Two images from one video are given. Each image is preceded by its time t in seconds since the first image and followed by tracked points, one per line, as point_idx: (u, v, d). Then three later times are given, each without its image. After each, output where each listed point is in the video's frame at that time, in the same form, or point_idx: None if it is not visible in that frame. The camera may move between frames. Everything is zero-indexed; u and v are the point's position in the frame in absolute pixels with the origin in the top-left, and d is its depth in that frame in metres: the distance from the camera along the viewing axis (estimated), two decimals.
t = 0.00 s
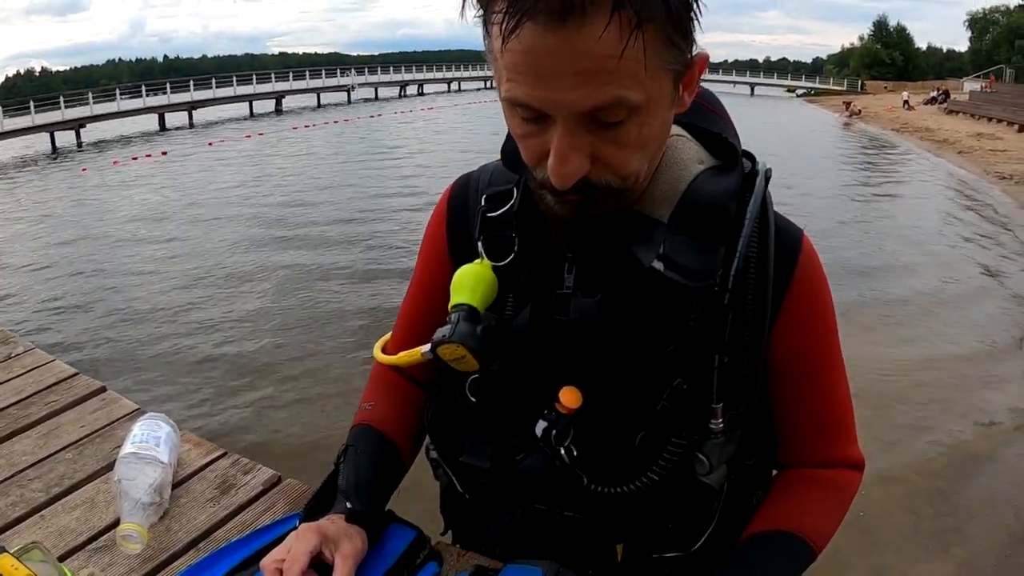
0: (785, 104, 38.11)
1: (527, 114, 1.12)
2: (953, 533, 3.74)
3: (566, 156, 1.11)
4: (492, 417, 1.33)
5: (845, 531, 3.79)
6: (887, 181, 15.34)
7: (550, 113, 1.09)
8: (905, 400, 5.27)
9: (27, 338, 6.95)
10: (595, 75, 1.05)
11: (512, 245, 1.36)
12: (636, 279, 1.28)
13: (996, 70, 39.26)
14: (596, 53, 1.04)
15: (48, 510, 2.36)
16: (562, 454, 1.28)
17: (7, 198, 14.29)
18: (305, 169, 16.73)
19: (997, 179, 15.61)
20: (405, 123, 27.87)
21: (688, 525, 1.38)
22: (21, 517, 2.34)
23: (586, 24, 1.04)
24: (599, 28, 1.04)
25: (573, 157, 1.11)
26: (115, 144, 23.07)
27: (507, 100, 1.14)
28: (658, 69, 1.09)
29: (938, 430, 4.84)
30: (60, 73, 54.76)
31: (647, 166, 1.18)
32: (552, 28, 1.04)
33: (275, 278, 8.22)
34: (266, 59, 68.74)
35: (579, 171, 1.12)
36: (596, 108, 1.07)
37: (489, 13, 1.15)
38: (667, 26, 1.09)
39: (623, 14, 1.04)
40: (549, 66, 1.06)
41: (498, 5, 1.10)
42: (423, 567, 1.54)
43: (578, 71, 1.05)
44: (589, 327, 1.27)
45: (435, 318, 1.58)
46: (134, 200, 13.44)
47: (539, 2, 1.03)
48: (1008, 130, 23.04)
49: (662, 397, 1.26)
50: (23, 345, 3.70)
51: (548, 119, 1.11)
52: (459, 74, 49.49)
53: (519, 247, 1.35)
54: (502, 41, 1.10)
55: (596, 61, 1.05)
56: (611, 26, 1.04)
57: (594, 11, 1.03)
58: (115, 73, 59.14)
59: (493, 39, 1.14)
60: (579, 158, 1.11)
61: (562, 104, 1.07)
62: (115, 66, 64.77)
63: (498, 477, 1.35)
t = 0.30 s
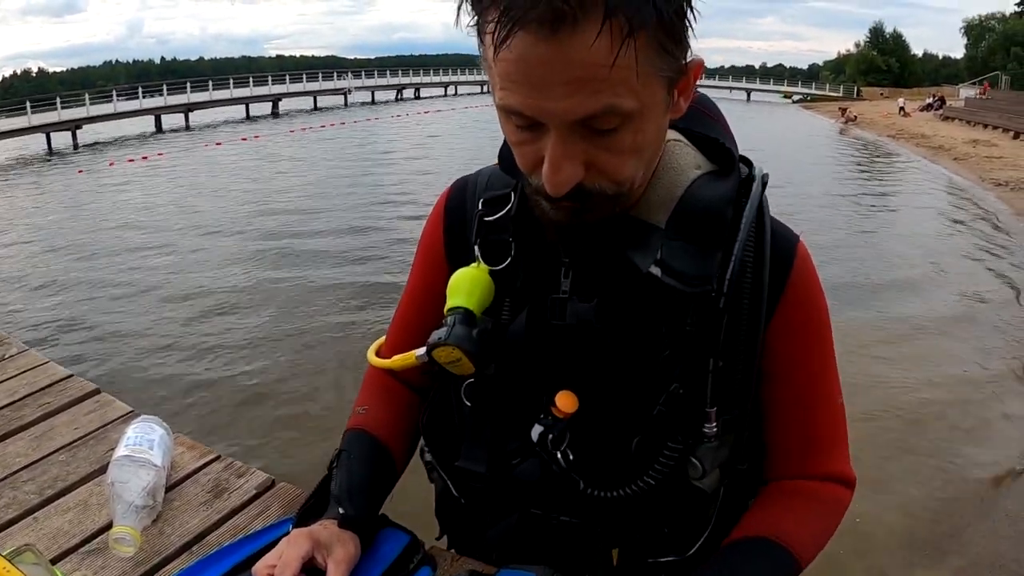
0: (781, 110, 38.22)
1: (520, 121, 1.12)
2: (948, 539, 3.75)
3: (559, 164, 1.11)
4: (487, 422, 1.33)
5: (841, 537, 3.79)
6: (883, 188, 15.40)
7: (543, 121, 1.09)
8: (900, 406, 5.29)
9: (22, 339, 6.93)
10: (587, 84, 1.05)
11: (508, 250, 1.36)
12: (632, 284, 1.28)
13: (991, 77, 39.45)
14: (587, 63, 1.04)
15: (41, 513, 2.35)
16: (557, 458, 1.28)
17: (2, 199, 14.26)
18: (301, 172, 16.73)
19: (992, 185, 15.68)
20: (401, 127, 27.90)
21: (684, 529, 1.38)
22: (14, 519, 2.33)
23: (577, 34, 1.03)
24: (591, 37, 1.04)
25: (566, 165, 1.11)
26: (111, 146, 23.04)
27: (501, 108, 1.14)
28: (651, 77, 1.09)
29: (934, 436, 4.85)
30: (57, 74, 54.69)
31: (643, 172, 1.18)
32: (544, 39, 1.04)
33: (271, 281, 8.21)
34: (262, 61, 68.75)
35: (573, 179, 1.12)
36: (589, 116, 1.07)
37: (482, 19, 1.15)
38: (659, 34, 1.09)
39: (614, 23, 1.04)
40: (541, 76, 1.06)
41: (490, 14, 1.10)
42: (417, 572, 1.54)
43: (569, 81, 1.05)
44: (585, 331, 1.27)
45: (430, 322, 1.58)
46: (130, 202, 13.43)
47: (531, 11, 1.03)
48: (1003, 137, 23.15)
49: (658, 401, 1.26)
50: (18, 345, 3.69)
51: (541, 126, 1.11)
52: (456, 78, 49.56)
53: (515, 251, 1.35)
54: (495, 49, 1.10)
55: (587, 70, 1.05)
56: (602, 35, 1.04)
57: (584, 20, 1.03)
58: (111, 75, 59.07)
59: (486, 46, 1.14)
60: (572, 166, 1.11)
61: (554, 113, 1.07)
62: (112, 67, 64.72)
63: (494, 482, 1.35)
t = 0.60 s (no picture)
0: (780, 111, 38.25)
1: (507, 115, 1.13)
2: (946, 539, 3.76)
3: (546, 156, 1.11)
4: (483, 419, 1.34)
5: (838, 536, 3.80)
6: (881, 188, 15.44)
7: (528, 113, 1.10)
8: (898, 406, 5.29)
9: (20, 338, 6.93)
10: (569, 73, 1.06)
11: (504, 247, 1.37)
12: (627, 279, 1.28)
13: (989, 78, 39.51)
14: (568, 53, 1.05)
15: (40, 510, 2.35)
16: (553, 455, 1.29)
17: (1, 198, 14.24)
18: (300, 172, 16.75)
19: (991, 186, 15.70)
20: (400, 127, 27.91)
21: (680, 526, 1.39)
22: (13, 517, 2.34)
23: (559, 25, 1.05)
24: (572, 27, 1.05)
25: (553, 157, 1.11)
26: (110, 145, 23.01)
27: (488, 102, 1.15)
28: (635, 67, 1.10)
29: (932, 436, 4.86)
30: (55, 73, 54.62)
31: (632, 164, 1.18)
32: (526, 30, 1.05)
33: (269, 280, 8.20)
34: (261, 60, 68.69)
35: (559, 171, 1.12)
36: (573, 106, 1.07)
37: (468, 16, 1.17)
38: (641, 26, 1.10)
39: (596, 12, 1.06)
40: (524, 67, 1.07)
41: (476, 9, 1.12)
42: (414, 570, 1.54)
43: (552, 71, 1.06)
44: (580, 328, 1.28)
45: (426, 319, 1.58)
46: (129, 201, 13.42)
47: (514, 4, 1.05)
48: (1002, 138, 23.19)
49: (652, 397, 1.27)
50: (16, 344, 3.70)
51: (527, 119, 1.12)
52: (455, 78, 49.55)
53: (510, 248, 1.36)
54: (480, 42, 1.12)
55: (569, 62, 1.06)
56: (584, 26, 1.05)
57: (566, 10, 1.05)
58: (110, 74, 59.01)
59: (473, 43, 1.16)
60: (559, 158, 1.11)
61: (538, 103, 1.08)
62: (110, 67, 64.64)
63: (490, 479, 1.36)
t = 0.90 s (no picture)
0: (781, 110, 38.23)
1: (524, 86, 1.14)
2: (945, 538, 3.77)
3: (568, 120, 1.11)
4: (479, 419, 1.35)
5: (837, 534, 3.81)
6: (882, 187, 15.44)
7: (548, 75, 1.11)
8: (897, 405, 5.30)
9: (21, 337, 6.94)
10: (589, 27, 1.09)
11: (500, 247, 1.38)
12: (623, 279, 1.29)
13: (990, 77, 39.47)
14: (585, 6, 1.09)
15: (41, 509, 2.37)
16: (549, 454, 1.30)
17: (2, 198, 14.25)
18: (301, 172, 16.77)
19: (992, 185, 15.69)
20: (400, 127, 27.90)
21: (676, 525, 1.40)
22: (14, 515, 2.35)
23: None
24: None
25: (575, 121, 1.11)
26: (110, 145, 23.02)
27: (500, 80, 1.16)
28: (643, 29, 1.14)
29: (930, 435, 4.87)
30: (57, 73, 54.66)
31: (642, 140, 1.20)
32: None
33: (269, 280, 8.20)
34: (261, 59, 68.67)
35: (582, 137, 1.12)
36: (593, 62, 1.10)
37: (474, 6, 1.21)
38: None
39: None
40: (541, 28, 1.10)
41: None
42: (414, 569, 1.55)
43: (572, 27, 1.09)
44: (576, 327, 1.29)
45: (423, 319, 1.59)
46: (129, 201, 13.43)
47: None
48: (1004, 137, 23.16)
49: (648, 397, 1.28)
50: (18, 344, 3.71)
51: (546, 86, 1.13)
52: (455, 77, 49.52)
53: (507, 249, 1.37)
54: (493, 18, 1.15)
55: (590, 16, 1.09)
56: None
57: None
58: (110, 74, 59.00)
59: (485, 26, 1.18)
60: (580, 124, 1.11)
61: (559, 60, 1.10)
62: (112, 66, 64.64)
63: (487, 479, 1.37)
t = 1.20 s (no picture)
0: (781, 110, 38.28)
1: (544, 100, 1.13)
2: (946, 538, 3.76)
3: (590, 139, 1.11)
4: (481, 415, 1.34)
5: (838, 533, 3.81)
6: (882, 187, 15.45)
7: (574, 94, 1.11)
8: (898, 406, 5.29)
9: (21, 337, 6.93)
10: (619, 51, 1.09)
11: (502, 243, 1.37)
12: (626, 274, 1.29)
13: (991, 77, 39.52)
14: (616, 29, 1.08)
15: (41, 507, 2.36)
16: (552, 451, 1.29)
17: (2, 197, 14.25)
18: (302, 171, 16.79)
19: (993, 185, 15.69)
20: (400, 126, 27.93)
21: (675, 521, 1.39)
22: (14, 514, 2.35)
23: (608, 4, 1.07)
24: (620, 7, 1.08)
25: (596, 138, 1.11)
26: (110, 145, 23.02)
27: (520, 90, 1.15)
28: (667, 47, 1.14)
29: (931, 435, 4.87)
30: (57, 72, 54.64)
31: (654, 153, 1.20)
32: (576, 10, 1.07)
33: (269, 279, 8.19)
34: (262, 59, 68.79)
35: (602, 155, 1.13)
36: (620, 84, 1.10)
37: (494, 11, 1.18)
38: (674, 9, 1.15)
39: None
40: (570, 48, 1.09)
41: None
42: (415, 567, 1.55)
43: (602, 49, 1.08)
44: (578, 323, 1.29)
45: (424, 318, 1.59)
46: (130, 200, 13.44)
47: None
48: (1005, 137, 23.17)
49: (650, 392, 1.27)
50: (18, 342, 3.71)
51: (568, 102, 1.12)
52: (456, 77, 49.57)
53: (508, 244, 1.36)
54: (520, 28, 1.12)
55: (619, 39, 1.08)
56: (632, 6, 1.09)
57: None
58: (111, 73, 59.08)
59: (505, 31, 1.16)
60: (601, 141, 1.12)
61: (583, 80, 1.09)
62: (112, 66, 64.60)
63: (487, 476, 1.37)
